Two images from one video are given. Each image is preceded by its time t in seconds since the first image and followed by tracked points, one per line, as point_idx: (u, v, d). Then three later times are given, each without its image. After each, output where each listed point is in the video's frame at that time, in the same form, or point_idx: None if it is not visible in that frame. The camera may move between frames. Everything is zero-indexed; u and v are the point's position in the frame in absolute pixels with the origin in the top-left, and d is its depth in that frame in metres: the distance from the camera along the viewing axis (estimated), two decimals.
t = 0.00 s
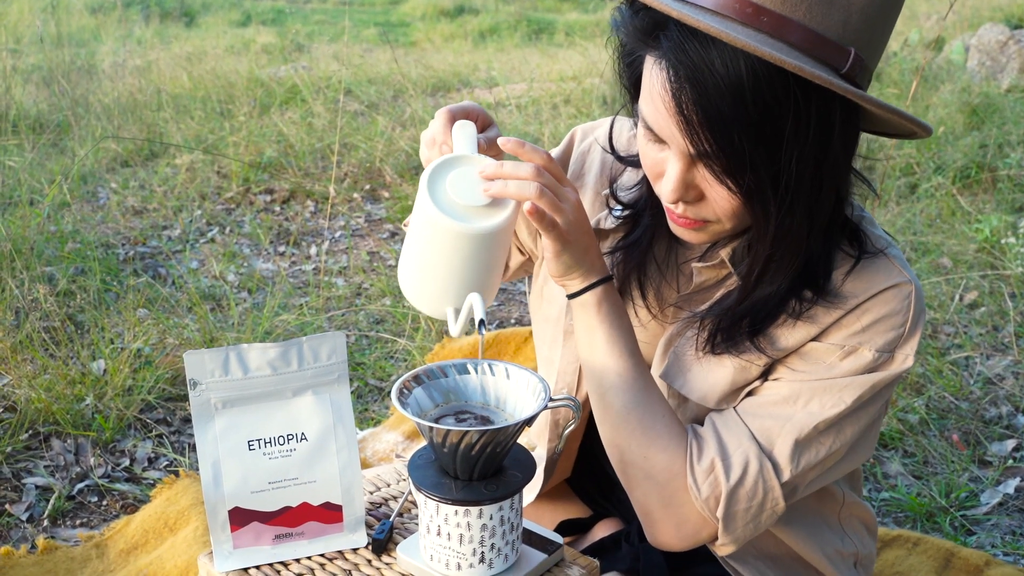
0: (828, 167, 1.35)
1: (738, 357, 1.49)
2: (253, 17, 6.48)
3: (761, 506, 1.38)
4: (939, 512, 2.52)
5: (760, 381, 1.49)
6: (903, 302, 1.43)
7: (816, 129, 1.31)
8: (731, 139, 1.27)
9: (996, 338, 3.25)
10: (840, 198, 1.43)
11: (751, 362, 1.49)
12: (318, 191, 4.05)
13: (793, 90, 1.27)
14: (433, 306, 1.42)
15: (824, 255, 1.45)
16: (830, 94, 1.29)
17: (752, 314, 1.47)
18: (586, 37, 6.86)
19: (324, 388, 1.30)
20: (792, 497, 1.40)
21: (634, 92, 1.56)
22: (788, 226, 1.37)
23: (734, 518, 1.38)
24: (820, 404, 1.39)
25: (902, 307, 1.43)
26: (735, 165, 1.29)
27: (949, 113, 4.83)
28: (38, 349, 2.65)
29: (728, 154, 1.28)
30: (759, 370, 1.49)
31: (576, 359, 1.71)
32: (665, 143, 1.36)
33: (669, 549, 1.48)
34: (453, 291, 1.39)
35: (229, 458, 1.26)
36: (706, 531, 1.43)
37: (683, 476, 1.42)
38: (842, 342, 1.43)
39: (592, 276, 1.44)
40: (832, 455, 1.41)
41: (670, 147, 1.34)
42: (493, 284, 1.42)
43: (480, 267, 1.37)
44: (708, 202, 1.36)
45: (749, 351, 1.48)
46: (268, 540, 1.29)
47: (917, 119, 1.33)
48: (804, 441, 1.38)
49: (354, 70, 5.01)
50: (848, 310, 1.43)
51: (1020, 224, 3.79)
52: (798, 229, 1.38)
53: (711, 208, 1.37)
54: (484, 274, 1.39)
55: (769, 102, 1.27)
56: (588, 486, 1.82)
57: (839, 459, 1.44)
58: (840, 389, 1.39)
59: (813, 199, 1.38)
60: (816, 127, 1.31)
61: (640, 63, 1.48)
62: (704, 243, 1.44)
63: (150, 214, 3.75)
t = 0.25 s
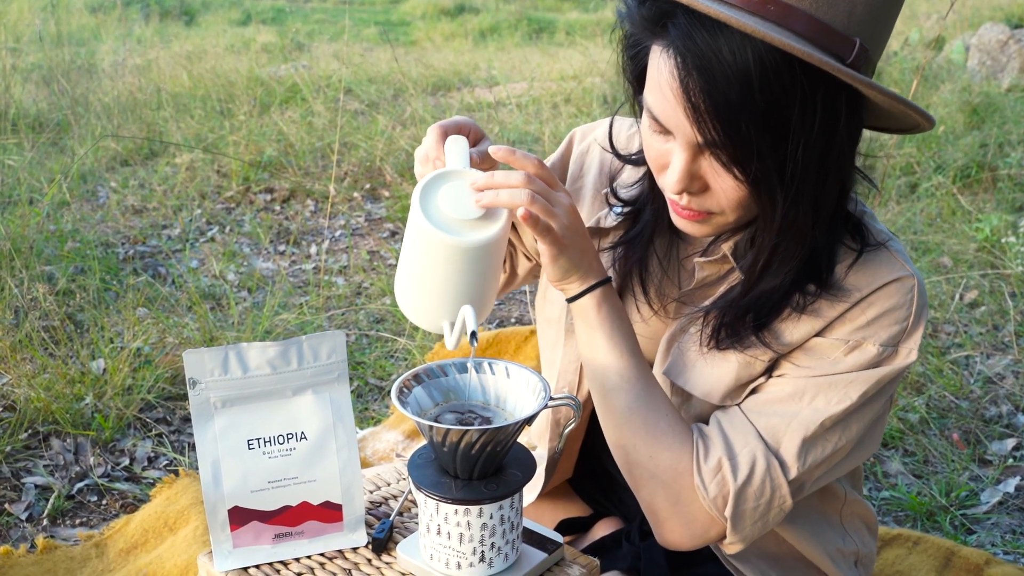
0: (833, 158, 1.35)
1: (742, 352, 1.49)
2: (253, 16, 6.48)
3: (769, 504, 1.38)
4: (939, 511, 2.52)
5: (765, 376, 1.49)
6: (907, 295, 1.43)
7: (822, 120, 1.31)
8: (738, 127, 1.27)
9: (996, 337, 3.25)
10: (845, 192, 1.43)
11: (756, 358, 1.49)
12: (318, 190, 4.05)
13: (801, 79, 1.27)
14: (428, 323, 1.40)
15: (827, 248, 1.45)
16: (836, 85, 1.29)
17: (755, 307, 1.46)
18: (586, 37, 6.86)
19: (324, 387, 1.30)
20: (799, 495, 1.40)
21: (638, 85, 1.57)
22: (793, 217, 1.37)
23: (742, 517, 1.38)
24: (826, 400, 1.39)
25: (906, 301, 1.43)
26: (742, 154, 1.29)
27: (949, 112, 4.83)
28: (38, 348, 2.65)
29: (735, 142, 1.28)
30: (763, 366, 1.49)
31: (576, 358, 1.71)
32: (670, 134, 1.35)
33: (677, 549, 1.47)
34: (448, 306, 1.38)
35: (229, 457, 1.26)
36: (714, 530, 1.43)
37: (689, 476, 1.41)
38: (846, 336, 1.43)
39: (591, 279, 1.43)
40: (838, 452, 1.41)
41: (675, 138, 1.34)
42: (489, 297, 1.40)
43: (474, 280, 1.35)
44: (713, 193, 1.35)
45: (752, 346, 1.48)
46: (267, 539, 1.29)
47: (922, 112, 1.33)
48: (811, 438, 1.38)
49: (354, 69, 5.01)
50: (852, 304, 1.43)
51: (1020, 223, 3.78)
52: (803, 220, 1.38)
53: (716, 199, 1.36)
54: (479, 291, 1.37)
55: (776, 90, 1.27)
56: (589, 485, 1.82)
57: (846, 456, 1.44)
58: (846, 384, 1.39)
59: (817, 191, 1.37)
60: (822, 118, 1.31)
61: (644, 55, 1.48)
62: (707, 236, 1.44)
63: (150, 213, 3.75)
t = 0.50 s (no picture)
0: (858, 120, 1.36)
1: (758, 327, 1.47)
2: (253, 15, 6.47)
3: (788, 483, 1.35)
4: (940, 509, 2.52)
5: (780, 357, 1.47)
6: (918, 271, 1.43)
7: (852, 78, 1.32)
8: (775, 74, 1.26)
9: (997, 336, 3.25)
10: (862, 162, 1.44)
11: (771, 335, 1.47)
12: (318, 189, 4.04)
13: (838, 31, 1.27)
14: (436, 296, 1.25)
15: (843, 219, 1.45)
16: (867, 44, 1.31)
17: (772, 273, 1.45)
18: (586, 36, 6.85)
19: (325, 385, 1.30)
20: (816, 474, 1.38)
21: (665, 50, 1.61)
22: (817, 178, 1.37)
23: (763, 495, 1.35)
24: (842, 376, 1.38)
25: (917, 277, 1.43)
26: (776, 103, 1.28)
27: (949, 110, 4.82)
28: (38, 347, 2.65)
29: (771, 89, 1.27)
30: (778, 342, 1.47)
31: (581, 354, 1.68)
32: (701, 88, 1.34)
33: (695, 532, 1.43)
34: (456, 263, 1.24)
35: (229, 455, 1.26)
36: (733, 512, 1.39)
37: (707, 456, 1.38)
38: (859, 312, 1.42)
39: (606, 257, 1.50)
40: (855, 430, 1.39)
41: (706, 91, 1.33)
42: (497, 251, 1.28)
43: (482, 222, 1.24)
44: (740, 150, 1.34)
45: (768, 320, 1.47)
46: (268, 537, 1.29)
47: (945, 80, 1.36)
48: (829, 415, 1.36)
49: (354, 68, 5.01)
50: (867, 275, 1.43)
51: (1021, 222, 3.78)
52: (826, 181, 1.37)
53: (742, 156, 1.34)
54: (486, 266, 1.26)
55: (814, 41, 1.27)
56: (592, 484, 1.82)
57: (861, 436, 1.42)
58: (862, 359, 1.38)
59: (840, 155, 1.37)
60: (853, 76, 1.31)
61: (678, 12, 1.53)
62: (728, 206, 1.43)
63: (150, 212, 3.75)
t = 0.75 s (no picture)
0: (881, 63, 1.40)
1: (795, 292, 1.44)
2: (248, 10, 6.46)
3: (873, 460, 1.35)
4: (934, 505, 2.52)
5: (826, 342, 1.44)
6: (939, 232, 1.43)
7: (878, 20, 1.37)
8: None
9: (991, 332, 3.25)
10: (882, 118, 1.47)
11: (809, 299, 1.43)
12: (314, 184, 4.02)
13: None
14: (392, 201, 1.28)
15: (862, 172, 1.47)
16: None
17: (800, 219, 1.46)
18: (582, 32, 6.85)
19: (319, 381, 1.30)
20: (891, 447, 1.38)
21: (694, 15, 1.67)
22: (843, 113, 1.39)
23: (853, 477, 1.34)
24: (894, 348, 1.37)
25: (938, 238, 1.43)
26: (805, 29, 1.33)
27: (944, 107, 4.83)
28: (31, 344, 2.64)
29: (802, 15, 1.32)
30: (816, 308, 1.44)
31: (593, 333, 1.66)
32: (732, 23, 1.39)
33: (793, 530, 1.40)
34: (413, 174, 1.28)
35: (222, 452, 1.25)
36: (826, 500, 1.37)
37: (787, 452, 1.36)
38: (895, 278, 1.39)
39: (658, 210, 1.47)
40: (917, 402, 1.37)
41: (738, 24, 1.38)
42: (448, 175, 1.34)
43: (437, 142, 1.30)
44: (767, 80, 1.38)
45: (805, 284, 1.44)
46: (261, 534, 1.29)
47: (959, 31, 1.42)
48: (891, 389, 1.35)
49: (349, 64, 5.00)
50: (895, 230, 1.42)
51: (1015, 218, 3.79)
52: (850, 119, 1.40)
53: (769, 87, 1.38)
54: (428, 179, 1.29)
55: None
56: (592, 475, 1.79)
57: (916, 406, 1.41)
58: (910, 325, 1.36)
59: (864, 97, 1.40)
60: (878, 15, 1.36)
61: None
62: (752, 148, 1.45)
63: (143, 208, 3.73)
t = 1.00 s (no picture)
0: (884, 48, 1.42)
1: (809, 290, 1.42)
2: (246, 6, 6.45)
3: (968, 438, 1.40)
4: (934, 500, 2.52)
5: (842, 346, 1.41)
6: (953, 223, 1.41)
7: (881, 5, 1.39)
8: None
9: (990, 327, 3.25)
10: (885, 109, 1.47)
11: (823, 296, 1.41)
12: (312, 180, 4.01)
13: None
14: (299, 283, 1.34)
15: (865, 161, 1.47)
16: None
17: (806, 201, 1.45)
18: (580, 27, 6.84)
19: (319, 377, 1.30)
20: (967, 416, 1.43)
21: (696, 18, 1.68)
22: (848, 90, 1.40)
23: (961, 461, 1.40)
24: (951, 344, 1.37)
25: (954, 228, 1.40)
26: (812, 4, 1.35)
27: (943, 102, 4.83)
28: (31, 339, 2.64)
29: None
30: (830, 304, 1.41)
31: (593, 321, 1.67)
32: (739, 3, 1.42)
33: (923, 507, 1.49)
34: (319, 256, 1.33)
35: (222, 447, 1.25)
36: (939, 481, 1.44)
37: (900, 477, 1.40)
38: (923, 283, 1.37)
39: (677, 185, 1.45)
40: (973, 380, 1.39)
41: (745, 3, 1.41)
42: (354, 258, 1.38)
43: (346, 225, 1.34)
44: (773, 54, 1.39)
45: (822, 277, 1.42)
46: (261, 530, 1.28)
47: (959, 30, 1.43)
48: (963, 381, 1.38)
49: (347, 59, 4.99)
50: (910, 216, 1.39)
51: (1014, 214, 3.79)
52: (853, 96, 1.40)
53: (775, 60, 1.39)
54: (335, 265, 1.35)
55: None
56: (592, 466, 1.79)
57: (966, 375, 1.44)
58: (957, 318, 1.36)
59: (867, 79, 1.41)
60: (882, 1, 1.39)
61: None
62: (757, 128, 1.46)
63: (142, 204, 3.72)
